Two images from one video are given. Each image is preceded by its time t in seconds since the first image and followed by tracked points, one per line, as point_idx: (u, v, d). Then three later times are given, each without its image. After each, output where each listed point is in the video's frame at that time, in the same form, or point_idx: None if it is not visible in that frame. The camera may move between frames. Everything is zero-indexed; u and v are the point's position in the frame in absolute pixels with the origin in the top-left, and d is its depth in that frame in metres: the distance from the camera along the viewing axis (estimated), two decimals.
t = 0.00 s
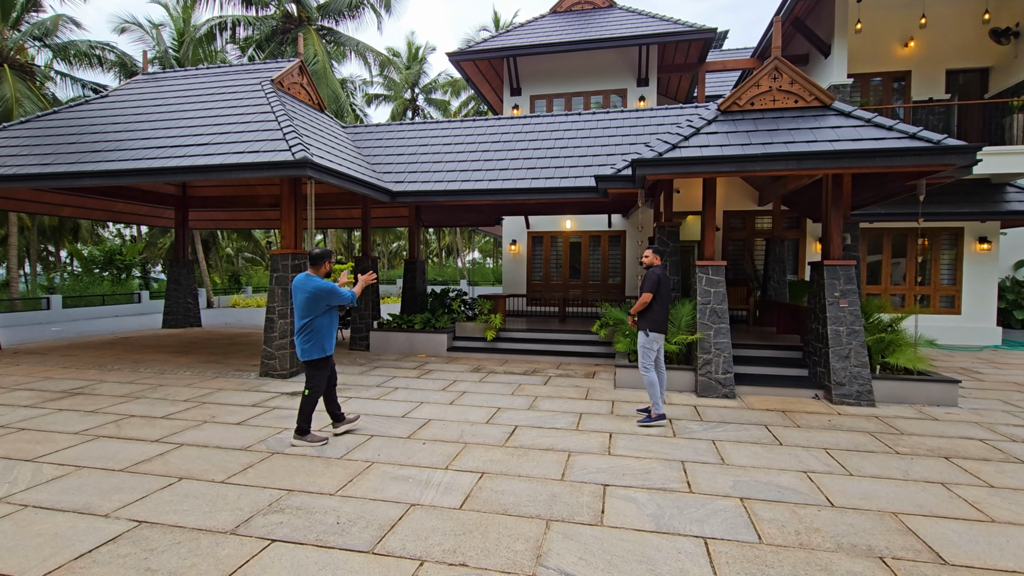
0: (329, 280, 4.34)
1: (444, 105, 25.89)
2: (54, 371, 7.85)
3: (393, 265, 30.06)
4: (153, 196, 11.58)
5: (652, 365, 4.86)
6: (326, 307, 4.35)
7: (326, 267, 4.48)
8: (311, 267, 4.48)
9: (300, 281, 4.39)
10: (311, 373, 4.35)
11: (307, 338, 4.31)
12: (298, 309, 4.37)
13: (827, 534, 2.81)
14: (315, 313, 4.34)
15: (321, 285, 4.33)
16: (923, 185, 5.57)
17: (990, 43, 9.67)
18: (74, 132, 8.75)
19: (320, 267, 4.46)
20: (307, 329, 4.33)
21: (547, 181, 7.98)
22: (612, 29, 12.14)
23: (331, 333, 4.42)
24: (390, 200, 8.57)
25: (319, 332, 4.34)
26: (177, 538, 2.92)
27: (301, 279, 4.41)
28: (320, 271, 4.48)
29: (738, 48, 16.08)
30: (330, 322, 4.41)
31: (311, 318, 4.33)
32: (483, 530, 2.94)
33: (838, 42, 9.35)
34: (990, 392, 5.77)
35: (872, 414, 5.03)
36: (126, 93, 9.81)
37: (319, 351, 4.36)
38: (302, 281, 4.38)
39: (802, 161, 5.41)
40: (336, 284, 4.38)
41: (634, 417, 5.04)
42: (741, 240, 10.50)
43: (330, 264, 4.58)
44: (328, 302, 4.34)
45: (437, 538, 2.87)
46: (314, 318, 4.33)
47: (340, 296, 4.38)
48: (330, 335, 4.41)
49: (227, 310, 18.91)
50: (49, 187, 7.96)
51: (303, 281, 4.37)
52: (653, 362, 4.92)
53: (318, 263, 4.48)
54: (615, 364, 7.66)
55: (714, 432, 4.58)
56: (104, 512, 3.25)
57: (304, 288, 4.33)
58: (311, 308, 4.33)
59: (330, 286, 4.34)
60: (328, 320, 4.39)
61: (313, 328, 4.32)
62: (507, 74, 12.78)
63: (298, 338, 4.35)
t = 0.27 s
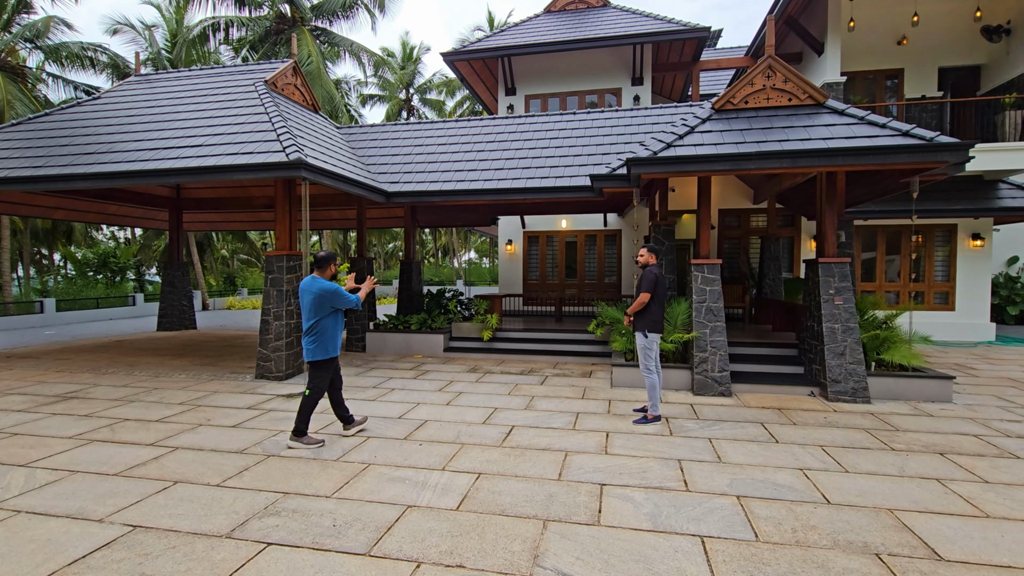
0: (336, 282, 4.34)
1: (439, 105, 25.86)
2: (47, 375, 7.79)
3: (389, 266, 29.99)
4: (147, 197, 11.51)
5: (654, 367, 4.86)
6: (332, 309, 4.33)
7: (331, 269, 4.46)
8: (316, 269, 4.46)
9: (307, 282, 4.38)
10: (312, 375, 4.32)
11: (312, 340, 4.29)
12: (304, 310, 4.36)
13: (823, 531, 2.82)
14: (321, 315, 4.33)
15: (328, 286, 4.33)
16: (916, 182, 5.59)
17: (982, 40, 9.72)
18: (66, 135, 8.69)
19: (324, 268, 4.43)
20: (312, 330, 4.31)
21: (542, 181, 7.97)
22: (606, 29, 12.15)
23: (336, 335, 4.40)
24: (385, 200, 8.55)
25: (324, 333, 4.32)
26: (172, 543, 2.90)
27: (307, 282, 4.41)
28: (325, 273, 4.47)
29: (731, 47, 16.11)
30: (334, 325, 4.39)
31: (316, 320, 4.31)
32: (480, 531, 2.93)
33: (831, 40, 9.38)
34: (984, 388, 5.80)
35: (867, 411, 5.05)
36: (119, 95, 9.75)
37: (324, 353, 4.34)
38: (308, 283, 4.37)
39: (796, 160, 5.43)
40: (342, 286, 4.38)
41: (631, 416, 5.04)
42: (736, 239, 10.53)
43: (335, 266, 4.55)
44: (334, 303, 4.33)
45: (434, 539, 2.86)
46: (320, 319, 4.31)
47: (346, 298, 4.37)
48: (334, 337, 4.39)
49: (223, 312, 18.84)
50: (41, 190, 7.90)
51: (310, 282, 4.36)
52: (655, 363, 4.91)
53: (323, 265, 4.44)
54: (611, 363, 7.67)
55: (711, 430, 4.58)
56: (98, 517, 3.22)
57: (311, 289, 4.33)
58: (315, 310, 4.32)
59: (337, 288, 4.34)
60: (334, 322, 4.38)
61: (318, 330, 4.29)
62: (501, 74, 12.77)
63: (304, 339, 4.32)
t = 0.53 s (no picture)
0: (336, 284, 4.27)
1: (433, 105, 25.81)
2: (38, 378, 7.70)
3: (384, 267, 29.90)
4: (138, 199, 11.41)
5: (649, 367, 4.85)
6: (331, 312, 4.26)
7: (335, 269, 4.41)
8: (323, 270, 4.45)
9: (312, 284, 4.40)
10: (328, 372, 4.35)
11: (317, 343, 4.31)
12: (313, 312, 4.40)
13: (818, 529, 2.82)
14: (325, 317, 4.30)
15: (328, 288, 4.29)
16: (908, 180, 5.62)
17: (972, 39, 9.75)
18: (56, 136, 8.60)
19: (328, 269, 4.41)
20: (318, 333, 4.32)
21: (536, 181, 7.97)
22: (599, 28, 12.15)
23: (340, 338, 4.32)
24: (379, 201, 8.51)
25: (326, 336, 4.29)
26: (163, 548, 2.87)
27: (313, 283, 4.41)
28: (331, 273, 4.44)
29: (724, 47, 16.18)
30: (338, 327, 4.31)
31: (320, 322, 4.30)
32: (475, 532, 2.92)
33: (823, 39, 9.43)
34: (976, 384, 5.84)
35: (861, 408, 5.07)
36: (109, 96, 9.66)
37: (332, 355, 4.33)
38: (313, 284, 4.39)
39: (788, 158, 5.45)
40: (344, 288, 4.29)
41: (626, 415, 5.04)
42: (730, 237, 10.57)
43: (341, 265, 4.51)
44: (333, 305, 4.26)
45: (428, 541, 2.84)
46: (322, 322, 4.28)
47: (347, 299, 4.28)
48: (339, 339, 4.33)
49: (216, 314, 18.72)
50: (30, 192, 7.81)
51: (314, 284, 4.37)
52: (650, 363, 4.90)
53: (329, 265, 4.44)
54: (606, 362, 7.67)
55: (706, 429, 4.59)
56: (89, 522, 3.18)
57: (314, 291, 4.33)
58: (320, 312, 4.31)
59: (337, 289, 4.27)
60: (336, 324, 4.30)
61: (322, 332, 4.27)
62: (495, 74, 12.75)
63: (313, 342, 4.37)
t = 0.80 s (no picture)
0: (332, 282, 4.35)
1: (426, 105, 25.75)
2: (25, 382, 7.59)
3: (377, 267, 29.80)
4: (127, 200, 11.29)
5: (642, 366, 4.84)
6: (327, 310, 4.34)
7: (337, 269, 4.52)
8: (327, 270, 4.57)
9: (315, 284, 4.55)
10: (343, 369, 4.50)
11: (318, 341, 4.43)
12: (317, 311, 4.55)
13: (812, 527, 2.83)
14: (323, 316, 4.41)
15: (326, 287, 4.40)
16: (899, 178, 5.65)
17: (961, 38, 9.83)
18: (43, 136, 8.48)
19: (330, 269, 4.53)
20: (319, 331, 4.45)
21: (529, 180, 7.95)
22: (591, 27, 12.15)
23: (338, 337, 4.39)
24: (371, 201, 8.46)
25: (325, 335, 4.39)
26: (153, 553, 2.83)
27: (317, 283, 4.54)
28: (334, 273, 4.55)
29: (715, 46, 16.23)
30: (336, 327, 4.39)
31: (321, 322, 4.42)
32: (469, 534, 2.90)
33: (814, 39, 9.48)
34: (966, 381, 5.89)
35: (853, 405, 5.09)
36: (97, 96, 9.54)
37: (334, 353, 4.44)
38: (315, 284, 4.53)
39: (780, 157, 5.47)
40: (341, 286, 4.37)
41: (620, 414, 5.03)
42: (723, 236, 10.62)
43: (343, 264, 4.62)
44: (330, 304, 4.35)
45: (422, 544, 2.82)
46: (319, 320, 4.39)
47: (342, 299, 4.34)
48: (337, 337, 4.40)
49: (208, 316, 18.58)
50: (17, 193, 7.70)
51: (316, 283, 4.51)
52: (643, 363, 4.90)
53: (332, 265, 4.56)
54: (600, 361, 7.68)
55: (699, 427, 4.59)
56: (77, 528, 3.13)
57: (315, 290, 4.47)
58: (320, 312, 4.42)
59: (334, 288, 4.36)
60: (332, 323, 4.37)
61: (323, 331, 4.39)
62: (487, 73, 12.72)
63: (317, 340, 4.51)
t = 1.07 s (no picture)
0: (335, 282, 4.47)
1: (418, 104, 25.64)
2: (10, 386, 7.44)
3: (369, 267, 29.65)
4: (115, 200, 11.13)
5: (637, 366, 4.82)
6: (330, 310, 4.45)
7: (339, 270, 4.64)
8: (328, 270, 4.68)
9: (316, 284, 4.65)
10: (344, 370, 4.59)
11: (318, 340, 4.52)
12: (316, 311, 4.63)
13: (807, 526, 2.82)
14: (325, 315, 4.52)
15: (329, 287, 4.51)
16: (890, 176, 5.67)
17: (950, 37, 9.88)
18: (27, 135, 8.33)
19: (332, 270, 4.64)
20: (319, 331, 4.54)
21: (522, 179, 7.92)
22: (583, 26, 12.13)
23: (339, 337, 4.50)
24: (362, 200, 8.39)
25: (326, 334, 4.48)
26: (138, 560, 2.76)
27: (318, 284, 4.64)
28: (336, 274, 4.68)
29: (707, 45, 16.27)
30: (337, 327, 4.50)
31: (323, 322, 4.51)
32: (462, 537, 2.86)
33: (804, 37, 9.52)
34: (957, 377, 5.93)
35: (846, 403, 5.11)
36: (83, 94, 9.38)
37: (334, 353, 4.52)
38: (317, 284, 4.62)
39: (772, 155, 5.47)
40: (344, 286, 4.48)
41: (614, 414, 5.02)
42: (715, 234, 10.65)
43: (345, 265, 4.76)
44: (333, 304, 4.46)
45: (414, 548, 2.78)
46: (320, 320, 4.49)
47: (344, 299, 4.46)
48: (338, 337, 4.50)
49: (198, 317, 18.37)
50: None
51: (317, 284, 4.61)
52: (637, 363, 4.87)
53: (334, 265, 4.68)
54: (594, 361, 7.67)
55: (693, 426, 4.58)
56: (60, 535, 3.06)
57: (317, 290, 4.57)
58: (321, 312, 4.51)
59: (336, 288, 4.48)
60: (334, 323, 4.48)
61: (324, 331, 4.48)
62: (479, 72, 12.67)
63: (316, 340, 4.59)
